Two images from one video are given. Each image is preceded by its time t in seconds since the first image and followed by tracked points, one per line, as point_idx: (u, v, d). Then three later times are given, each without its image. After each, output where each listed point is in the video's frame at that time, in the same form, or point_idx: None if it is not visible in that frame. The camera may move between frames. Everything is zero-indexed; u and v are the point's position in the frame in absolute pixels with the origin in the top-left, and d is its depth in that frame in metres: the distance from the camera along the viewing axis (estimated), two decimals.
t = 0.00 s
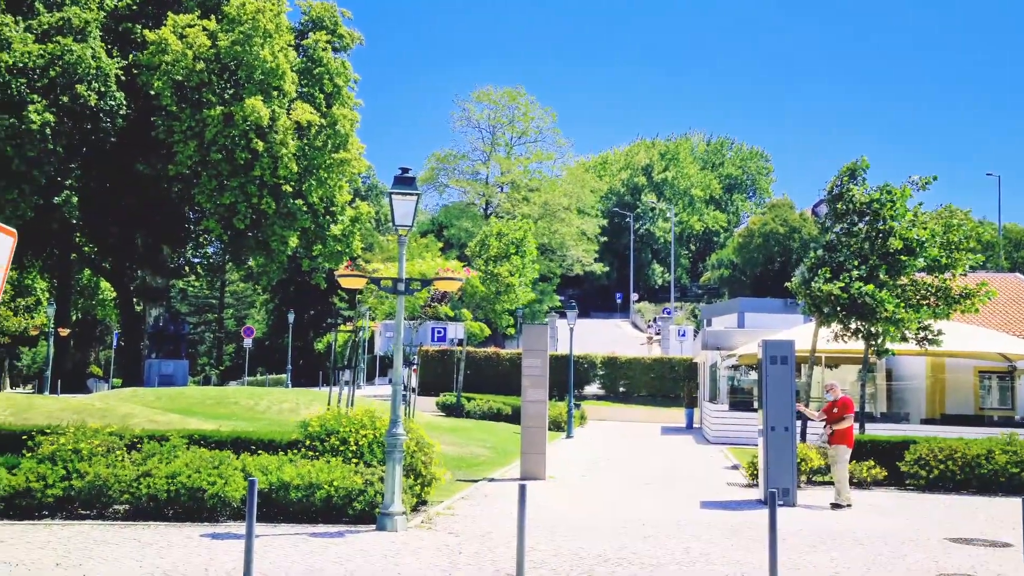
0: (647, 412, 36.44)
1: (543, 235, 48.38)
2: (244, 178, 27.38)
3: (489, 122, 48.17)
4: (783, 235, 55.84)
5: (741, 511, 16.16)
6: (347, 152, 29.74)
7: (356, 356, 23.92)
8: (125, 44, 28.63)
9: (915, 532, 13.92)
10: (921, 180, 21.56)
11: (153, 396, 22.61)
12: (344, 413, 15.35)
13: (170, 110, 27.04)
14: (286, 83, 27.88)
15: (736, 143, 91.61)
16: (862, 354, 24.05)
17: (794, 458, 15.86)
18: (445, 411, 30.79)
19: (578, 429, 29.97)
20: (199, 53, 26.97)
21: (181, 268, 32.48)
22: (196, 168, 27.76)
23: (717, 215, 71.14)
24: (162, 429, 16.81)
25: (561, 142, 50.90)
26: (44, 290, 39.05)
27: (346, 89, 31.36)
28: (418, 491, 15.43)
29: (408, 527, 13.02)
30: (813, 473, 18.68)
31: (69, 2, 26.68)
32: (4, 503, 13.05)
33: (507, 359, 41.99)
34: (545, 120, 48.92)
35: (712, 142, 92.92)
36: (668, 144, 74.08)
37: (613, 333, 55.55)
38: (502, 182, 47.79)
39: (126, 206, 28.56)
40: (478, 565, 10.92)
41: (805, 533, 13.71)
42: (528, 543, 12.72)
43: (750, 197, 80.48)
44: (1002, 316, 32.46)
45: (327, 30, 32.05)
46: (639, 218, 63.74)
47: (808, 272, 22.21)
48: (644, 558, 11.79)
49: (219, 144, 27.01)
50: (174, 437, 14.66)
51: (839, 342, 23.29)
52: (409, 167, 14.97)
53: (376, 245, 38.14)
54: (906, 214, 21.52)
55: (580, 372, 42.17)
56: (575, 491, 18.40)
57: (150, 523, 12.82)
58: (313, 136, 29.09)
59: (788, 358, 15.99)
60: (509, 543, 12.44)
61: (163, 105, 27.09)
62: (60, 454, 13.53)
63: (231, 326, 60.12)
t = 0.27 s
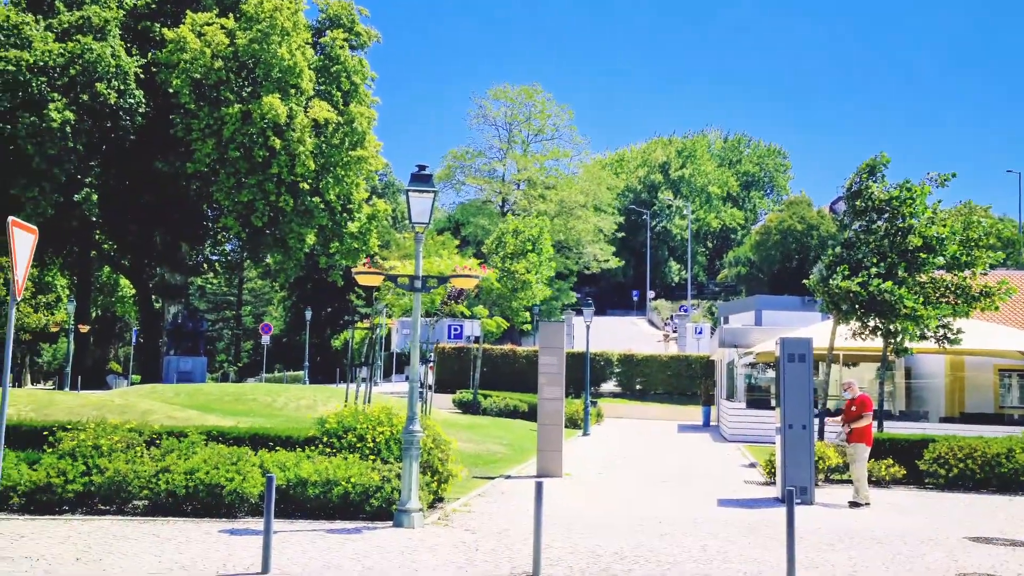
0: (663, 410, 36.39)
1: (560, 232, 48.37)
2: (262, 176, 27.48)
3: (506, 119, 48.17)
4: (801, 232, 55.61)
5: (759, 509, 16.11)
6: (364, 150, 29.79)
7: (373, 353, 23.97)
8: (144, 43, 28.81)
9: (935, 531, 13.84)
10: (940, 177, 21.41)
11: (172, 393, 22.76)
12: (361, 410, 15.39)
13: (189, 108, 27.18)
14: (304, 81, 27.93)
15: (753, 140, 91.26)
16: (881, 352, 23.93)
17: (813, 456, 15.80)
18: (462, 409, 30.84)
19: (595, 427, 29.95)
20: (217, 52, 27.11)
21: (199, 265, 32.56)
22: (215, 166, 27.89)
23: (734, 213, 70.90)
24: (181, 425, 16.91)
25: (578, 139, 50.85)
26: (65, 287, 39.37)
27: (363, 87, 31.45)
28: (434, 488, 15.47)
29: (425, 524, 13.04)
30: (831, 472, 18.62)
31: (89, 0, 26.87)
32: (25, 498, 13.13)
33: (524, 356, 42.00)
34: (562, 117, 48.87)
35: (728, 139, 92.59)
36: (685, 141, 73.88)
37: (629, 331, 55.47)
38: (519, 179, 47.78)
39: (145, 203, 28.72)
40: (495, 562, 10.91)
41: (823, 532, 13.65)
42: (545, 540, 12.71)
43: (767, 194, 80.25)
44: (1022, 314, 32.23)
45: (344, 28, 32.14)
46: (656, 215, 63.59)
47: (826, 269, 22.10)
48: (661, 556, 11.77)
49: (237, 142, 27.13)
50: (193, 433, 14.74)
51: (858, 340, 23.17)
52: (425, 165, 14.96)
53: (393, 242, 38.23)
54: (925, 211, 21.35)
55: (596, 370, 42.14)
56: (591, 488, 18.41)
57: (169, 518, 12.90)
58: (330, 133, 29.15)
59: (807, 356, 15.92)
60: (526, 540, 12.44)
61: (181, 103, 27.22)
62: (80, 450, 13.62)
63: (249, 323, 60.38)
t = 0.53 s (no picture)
0: (690, 407, 36.26)
1: (586, 230, 48.29)
2: (289, 174, 27.64)
3: (531, 116, 48.16)
4: (829, 229, 55.16)
5: (787, 508, 16.01)
6: (391, 148, 29.87)
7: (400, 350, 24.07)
8: (173, 42, 29.07)
9: (966, 531, 13.69)
10: (971, 173, 21.16)
11: (201, 390, 22.96)
12: (389, 408, 15.46)
13: (217, 107, 27.39)
14: (331, 79, 28.03)
15: (781, 136, 90.61)
16: (911, 349, 23.70)
17: (841, 454, 15.69)
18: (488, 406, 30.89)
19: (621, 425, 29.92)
20: (245, 51, 27.29)
21: (228, 264, 32.66)
22: (242, 165, 28.08)
23: (762, 210, 70.43)
24: (210, 422, 17.06)
25: (604, 136, 50.74)
26: (96, 284, 39.85)
27: (389, 85, 31.54)
28: (461, 485, 15.51)
29: (452, 521, 13.08)
30: (860, 471, 18.48)
31: (119, 1, 27.18)
32: (58, 493, 13.29)
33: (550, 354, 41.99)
34: (588, 114, 48.77)
35: (756, 135, 91.99)
36: (711, 137, 73.51)
37: (656, 328, 55.30)
38: (545, 176, 47.74)
39: (175, 202, 28.99)
40: (520, 559, 10.93)
41: (852, 531, 13.55)
42: (571, 538, 12.71)
43: (794, 190, 79.67)
44: None
45: (371, 27, 32.22)
46: (683, 212, 63.34)
47: (855, 266, 21.91)
48: (688, 555, 11.72)
49: (265, 141, 27.32)
50: (222, 430, 14.86)
51: (887, 338, 22.95)
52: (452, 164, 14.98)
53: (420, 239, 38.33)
54: (956, 208, 21.11)
55: (623, 368, 42.05)
56: (618, 486, 18.38)
57: (198, 514, 13.02)
58: (357, 132, 29.26)
59: (835, 354, 15.81)
60: (552, 538, 12.44)
61: (210, 102, 27.43)
62: (111, 446, 13.78)
63: (277, 320, 60.80)
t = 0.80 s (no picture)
0: (715, 406, 36.12)
1: (610, 228, 48.22)
2: (314, 173, 27.78)
3: (555, 114, 48.14)
4: (856, 226, 54.74)
5: (813, 507, 15.91)
6: (415, 147, 29.95)
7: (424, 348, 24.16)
8: (200, 43, 29.33)
9: (996, 531, 13.54)
10: (1000, 169, 20.93)
11: (227, 387, 23.13)
12: (414, 405, 15.50)
13: (243, 107, 27.59)
14: (355, 79, 28.14)
15: (806, 133, 89.98)
16: (938, 347, 23.49)
17: (867, 453, 15.58)
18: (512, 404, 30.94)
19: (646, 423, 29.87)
20: (270, 51, 27.47)
21: (254, 262, 32.93)
22: (268, 164, 28.22)
23: (787, 207, 70.01)
24: (237, 419, 17.21)
25: (628, 134, 50.64)
26: (124, 283, 40.29)
27: (413, 84, 31.61)
28: (486, 483, 15.53)
29: (477, 519, 13.11)
30: (887, 470, 18.33)
31: (146, 2, 27.47)
32: (88, 490, 13.45)
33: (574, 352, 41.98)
34: (612, 112, 48.69)
35: (781, 132, 91.43)
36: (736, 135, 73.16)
37: (680, 326, 55.14)
38: (569, 174, 47.70)
39: (201, 201, 29.22)
40: (545, 557, 10.94)
41: (880, 531, 13.45)
42: (596, 536, 12.71)
43: (820, 188, 79.14)
44: None
45: (395, 26, 32.31)
46: (708, 209, 63.08)
47: (882, 264, 21.74)
48: (714, 553, 11.67)
49: (290, 140, 27.48)
50: (248, 428, 14.98)
51: (915, 336, 22.75)
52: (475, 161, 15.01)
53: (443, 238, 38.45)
54: (985, 205, 20.89)
55: (647, 366, 41.96)
56: (642, 484, 18.34)
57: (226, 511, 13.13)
58: (381, 131, 29.38)
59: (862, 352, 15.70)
60: (577, 536, 12.44)
61: (236, 102, 27.63)
62: (140, 443, 13.91)
63: (302, 318, 61.16)
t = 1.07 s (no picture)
0: (739, 406, 35.98)
1: (634, 228, 48.12)
2: (338, 174, 27.90)
3: (578, 114, 48.12)
4: (882, 225, 54.32)
5: (839, 508, 15.80)
6: (438, 147, 29.99)
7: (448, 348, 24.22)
8: (225, 45, 29.55)
9: None
10: None
11: (253, 387, 23.31)
12: (438, 405, 15.54)
13: (268, 108, 27.76)
14: (379, 79, 28.22)
15: (831, 130, 89.35)
16: (966, 347, 23.26)
17: (893, 454, 15.46)
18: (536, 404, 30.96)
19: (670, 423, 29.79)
20: (294, 52, 27.62)
21: (278, 262, 33.16)
22: (292, 165, 28.39)
23: (812, 206, 69.56)
24: (263, 419, 17.33)
25: (652, 133, 50.54)
26: (151, 283, 40.67)
27: (437, 85, 31.68)
28: (510, 483, 15.54)
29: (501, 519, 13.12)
30: (914, 471, 18.18)
31: (172, 5, 27.74)
32: (116, 489, 13.60)
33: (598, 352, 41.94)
34: (635, 111, 48.60)
35: (806, 130, 90.87)
36: (760, 133, 72.81)
37: (704, 326, 54.95)
38: (592, 174, 47.63)
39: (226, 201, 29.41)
40: (570, 557, 10.95)
41: (907, 532, 13.34)
42: (620, 536, 12.69)
43: (845, 186, 78.58)
44: None
45: (418, 26, 32.40)
46: (731, 209, 62.82)
47: (908, 263, 21.56)
48: (739, 554, 11.62)
49: (314, 141, 27.64)
50: (274, 427, 15.06)
51: (942, 335, 22.53)
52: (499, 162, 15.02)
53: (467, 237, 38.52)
54: (1014, 203, 20.65)
55: (671, 366, 41.84)
56: (667, 485, 18.29)
57: (252, 510, 13.23)
58: (405, 131, 29.46)
59: (888, 352, 15.57)
60: (601, 536, 12.43)
61: (260, 103, 27.80)
62: (167, 442, 14.03)
63: (327, 318, 61.47)
